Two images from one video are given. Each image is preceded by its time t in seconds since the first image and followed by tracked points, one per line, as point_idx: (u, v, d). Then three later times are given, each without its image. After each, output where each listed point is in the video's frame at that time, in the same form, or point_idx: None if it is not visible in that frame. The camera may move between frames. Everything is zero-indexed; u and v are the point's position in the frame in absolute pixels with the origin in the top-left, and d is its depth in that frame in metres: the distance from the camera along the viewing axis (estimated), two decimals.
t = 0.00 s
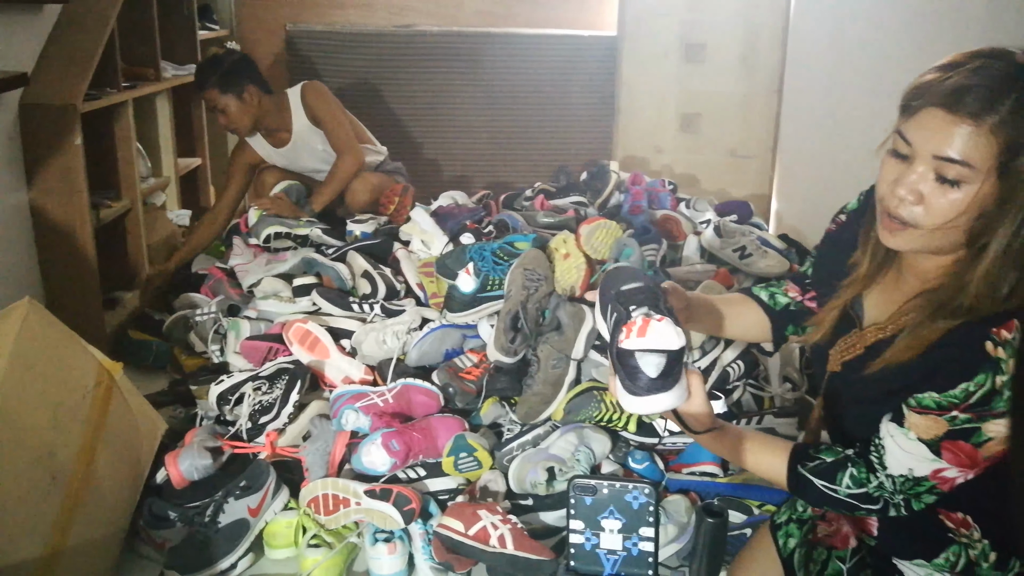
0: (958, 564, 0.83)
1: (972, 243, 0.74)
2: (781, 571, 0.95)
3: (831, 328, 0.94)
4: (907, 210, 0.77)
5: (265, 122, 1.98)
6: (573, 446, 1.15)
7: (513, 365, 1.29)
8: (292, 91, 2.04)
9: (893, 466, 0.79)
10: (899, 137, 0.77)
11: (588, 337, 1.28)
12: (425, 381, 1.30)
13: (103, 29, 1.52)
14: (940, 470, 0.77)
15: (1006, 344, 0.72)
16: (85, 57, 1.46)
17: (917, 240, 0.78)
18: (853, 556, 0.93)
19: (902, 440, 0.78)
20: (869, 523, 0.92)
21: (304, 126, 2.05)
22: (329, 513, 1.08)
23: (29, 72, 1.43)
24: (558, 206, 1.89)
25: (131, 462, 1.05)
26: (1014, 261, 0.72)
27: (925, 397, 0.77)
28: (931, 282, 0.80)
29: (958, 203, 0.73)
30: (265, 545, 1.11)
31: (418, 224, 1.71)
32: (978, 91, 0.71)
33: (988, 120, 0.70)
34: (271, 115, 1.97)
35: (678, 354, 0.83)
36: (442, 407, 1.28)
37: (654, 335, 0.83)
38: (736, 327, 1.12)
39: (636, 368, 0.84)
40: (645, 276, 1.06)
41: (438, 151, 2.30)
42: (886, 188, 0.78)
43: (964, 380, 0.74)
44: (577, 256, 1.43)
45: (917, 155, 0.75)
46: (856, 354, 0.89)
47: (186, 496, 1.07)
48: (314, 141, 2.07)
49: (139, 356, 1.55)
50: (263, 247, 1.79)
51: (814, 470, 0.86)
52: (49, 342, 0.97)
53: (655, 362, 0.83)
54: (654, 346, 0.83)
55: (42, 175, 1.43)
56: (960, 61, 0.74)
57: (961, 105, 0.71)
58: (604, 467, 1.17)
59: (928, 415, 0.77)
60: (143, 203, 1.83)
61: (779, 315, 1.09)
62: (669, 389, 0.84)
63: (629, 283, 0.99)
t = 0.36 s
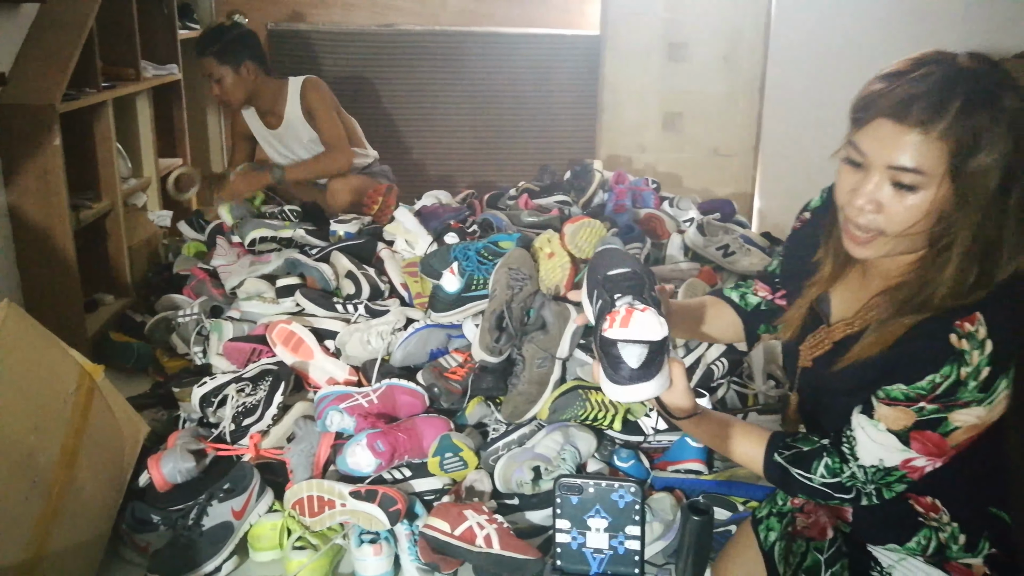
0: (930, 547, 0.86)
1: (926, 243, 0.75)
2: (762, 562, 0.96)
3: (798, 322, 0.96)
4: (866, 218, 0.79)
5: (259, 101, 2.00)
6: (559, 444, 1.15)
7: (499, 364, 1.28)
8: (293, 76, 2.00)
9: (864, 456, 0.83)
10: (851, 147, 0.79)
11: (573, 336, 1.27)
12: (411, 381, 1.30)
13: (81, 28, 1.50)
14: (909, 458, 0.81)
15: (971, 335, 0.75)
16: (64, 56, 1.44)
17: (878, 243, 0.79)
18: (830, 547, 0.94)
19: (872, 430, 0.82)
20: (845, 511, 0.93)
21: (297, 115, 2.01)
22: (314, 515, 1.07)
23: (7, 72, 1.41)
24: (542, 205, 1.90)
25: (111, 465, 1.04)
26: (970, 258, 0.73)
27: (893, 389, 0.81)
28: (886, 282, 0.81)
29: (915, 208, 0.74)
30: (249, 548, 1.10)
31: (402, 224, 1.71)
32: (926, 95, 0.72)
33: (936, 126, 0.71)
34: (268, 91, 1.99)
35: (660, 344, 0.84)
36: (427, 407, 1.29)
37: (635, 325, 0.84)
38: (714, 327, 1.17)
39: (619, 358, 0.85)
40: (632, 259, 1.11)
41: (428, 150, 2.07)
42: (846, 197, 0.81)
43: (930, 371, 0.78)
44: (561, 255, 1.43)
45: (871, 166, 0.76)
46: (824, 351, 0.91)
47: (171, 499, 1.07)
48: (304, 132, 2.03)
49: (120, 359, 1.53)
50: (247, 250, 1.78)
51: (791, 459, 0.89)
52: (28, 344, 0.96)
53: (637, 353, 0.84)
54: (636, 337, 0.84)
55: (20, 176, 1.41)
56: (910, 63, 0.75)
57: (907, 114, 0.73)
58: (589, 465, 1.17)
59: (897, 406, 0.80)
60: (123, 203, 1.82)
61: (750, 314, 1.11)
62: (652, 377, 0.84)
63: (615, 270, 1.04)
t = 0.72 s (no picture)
0: (907, 540, 0.89)
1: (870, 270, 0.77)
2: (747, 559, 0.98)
3: (767, 337, 0.96)
4: (814, 252, 0.80)
5: (266, 86, 2.13)
6: (544, 444, 1.15)
7: (485, 364, 1.28)
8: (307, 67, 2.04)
9: (854, 468, 0.85)
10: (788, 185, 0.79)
11: (557, 334, 1.26)
12: (395, 382, 1.29)
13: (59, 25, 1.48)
14: (898, 466, 0.84)
15: (937, 341, 0.79)
16: (41, 55, 1.42)
17: (825, 272, 0.81)
18: (811, 543, 0.95)
19: (858, 443, 0.84)
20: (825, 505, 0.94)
21: (301, 106, 2.12)
22: (299, 517, 1.06)
23: None
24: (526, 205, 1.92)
25: (94, 470, 1.02)
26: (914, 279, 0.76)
27: (871, 400, 0.83)
28: (837, 304, 0.83)
29: (861, 239, 0.76)
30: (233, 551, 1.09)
31: (385, 224, 1.70)
32: (855, 121, 0.73)
33: (867, 165, 0.73)
34: (274, 78, 2.11)
35: (648, 348, 0.85)
36: (412, 407, 1.28)
37: (623, 331, 0.84)
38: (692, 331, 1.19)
39: (609, 364, 0.85)
40: (614, 253, 1.12)
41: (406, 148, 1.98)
42: (791, 234, 0.81)
43: (904, 380, 0.81)
44: (545, 255, 1.42)
45: (811, 204, 0.77)
46: (796, 361, 0.91)
47: (151, 503, 1.05)
48: (302, 124, 2.16)
49: (100, 361, 1.51)
50: (229, 251, 1.76)
51: (790, 475, 0.90)
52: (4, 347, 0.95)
53: (627, 358, 0.84)
54: (624, 343, 0.84)
55: None
56: (834, 99, 0.76)
57: (836, 158, 0.74)
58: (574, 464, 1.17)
59: (877, 416, 0.83)
60: (103, 204, 1.80)
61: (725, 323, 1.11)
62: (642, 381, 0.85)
63: (596, 267, 1.05)
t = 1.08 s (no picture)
0: (892, 540, 0.89)
1: (839, 276, 0.78)
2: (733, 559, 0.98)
3: (746, 341, 0.97)
4: (784, 260, 0.80)
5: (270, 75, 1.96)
6: (531, 443, 1.15)
7: (471, 363, 1.28)
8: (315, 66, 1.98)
9: (834, 472, 0.84)
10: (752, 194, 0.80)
11: (543, 334, 1.27)
12: (380, 383, 1.29)
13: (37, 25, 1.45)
14: (878, 468, 0.84)
15: (910, 342, 0.78)
16: (20, 55, 1.40)
17: (795, 279, 0.82)
18: (797, 543, 0.96)
19: (836, 446, 0.84)
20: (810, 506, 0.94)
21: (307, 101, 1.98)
22: (285, 519, 1.05)
23: None
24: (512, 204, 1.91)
25: (77, 472, 1.01)
26: (872, 285, 0.77)
27: (848, 402, 0.83)
28: (811, 307, 0.84)
29: (829, 245, 0.77)
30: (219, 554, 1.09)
31: (370, 223, 1.69)
32: (814, 132, 0.73)
33: (827, 177, 0.74)
34: (279, 70, 1.96)
35: (625, 359, 0.85)
36: (398, 408, 1.28)
37: (601, 341, 0.84)
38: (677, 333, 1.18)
39: (586, 375, 0.85)
40: (596, 255, 1.12)
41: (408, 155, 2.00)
42: (760, 242, 0.82)
43: (880, 382, 0.80)
44: (530, 254, 1.43)
45: (777, 214, 0.78)
46: (773, 367, 0.92)
47: (136, 507, 1.03)
48: (306, 120, 2.01)
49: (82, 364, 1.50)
50: (212, 252, 1.75)
51: (773, 479, 0.88)
52: None
53: (604, 368, 0.84)
54: (602, 354, 0.83)
55: None
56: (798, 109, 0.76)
57: (796, 171, 0.75)
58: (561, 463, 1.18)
59: (855, 419, 0.82)
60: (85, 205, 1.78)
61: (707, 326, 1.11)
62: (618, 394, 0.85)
63: (577, 272, 1.05)
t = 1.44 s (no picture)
0: (890, 541, 0.88)
1: (833, 270, 0.80)
2: (726, 557, 0.98)
3: (747, 340, 0.97)
4: (780, 246, 0.80)
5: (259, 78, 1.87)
6: (520, 442, 1.15)
7: (460, 363, 1.28)
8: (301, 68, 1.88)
9: (834, 468, 0.83)
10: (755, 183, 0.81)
11: (532, 333, 1.27)
12: (369, 383, 1.29)
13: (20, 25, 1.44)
14: (878, 464, 0.82)
15: (913, 335, 0.77)
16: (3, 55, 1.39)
17: (790, 265, 0.82)
18: (792, 543, 0.95)
19: (838, 441, 0.82)
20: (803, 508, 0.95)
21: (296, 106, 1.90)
22: (273, 520, 1.04)
23: None
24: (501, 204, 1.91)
25: (63, 475, 1.00)
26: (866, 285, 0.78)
27: (849, 397, 0.81)
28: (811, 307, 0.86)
29: (825, 234, 0.77)
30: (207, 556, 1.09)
31: (357, 224, 1.68)
32: (813, 121, 0.74)
33: (822, 165, 0.75)
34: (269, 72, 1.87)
35: (611, 354, 0.85)
36: (387, 408, 1.28)
37: (586, 335, 0.84)
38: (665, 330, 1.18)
39: (571, 369, 0.85)
40: (584, 249, 1.12)
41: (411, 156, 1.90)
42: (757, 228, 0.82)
43: (882, 376, 0.79)
44: (519, 253, 1.43)
45: (774, 200, 0.79)
46: (773, 366, 0.92)
47: (123, 510, 1.02)
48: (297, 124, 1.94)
49: (69, 366, 1.48)
50: (199, 253, 1.74)
51: (773, 475, 0.86)
52: None
53: (589, 362, 0.84)
54: (587, 348, 0.84)
55: None
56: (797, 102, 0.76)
57: (793, 158, 0.76)
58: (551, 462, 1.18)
59: (856, 414, 0.80)
60: (69, 206, 1.76)
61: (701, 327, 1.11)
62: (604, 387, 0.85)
63: (567, 266, 1.05)
